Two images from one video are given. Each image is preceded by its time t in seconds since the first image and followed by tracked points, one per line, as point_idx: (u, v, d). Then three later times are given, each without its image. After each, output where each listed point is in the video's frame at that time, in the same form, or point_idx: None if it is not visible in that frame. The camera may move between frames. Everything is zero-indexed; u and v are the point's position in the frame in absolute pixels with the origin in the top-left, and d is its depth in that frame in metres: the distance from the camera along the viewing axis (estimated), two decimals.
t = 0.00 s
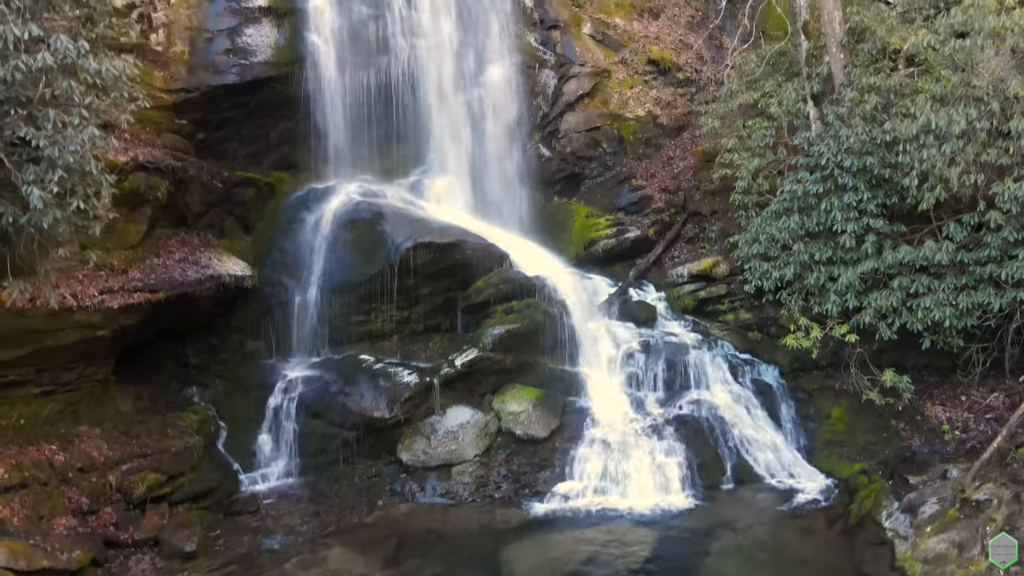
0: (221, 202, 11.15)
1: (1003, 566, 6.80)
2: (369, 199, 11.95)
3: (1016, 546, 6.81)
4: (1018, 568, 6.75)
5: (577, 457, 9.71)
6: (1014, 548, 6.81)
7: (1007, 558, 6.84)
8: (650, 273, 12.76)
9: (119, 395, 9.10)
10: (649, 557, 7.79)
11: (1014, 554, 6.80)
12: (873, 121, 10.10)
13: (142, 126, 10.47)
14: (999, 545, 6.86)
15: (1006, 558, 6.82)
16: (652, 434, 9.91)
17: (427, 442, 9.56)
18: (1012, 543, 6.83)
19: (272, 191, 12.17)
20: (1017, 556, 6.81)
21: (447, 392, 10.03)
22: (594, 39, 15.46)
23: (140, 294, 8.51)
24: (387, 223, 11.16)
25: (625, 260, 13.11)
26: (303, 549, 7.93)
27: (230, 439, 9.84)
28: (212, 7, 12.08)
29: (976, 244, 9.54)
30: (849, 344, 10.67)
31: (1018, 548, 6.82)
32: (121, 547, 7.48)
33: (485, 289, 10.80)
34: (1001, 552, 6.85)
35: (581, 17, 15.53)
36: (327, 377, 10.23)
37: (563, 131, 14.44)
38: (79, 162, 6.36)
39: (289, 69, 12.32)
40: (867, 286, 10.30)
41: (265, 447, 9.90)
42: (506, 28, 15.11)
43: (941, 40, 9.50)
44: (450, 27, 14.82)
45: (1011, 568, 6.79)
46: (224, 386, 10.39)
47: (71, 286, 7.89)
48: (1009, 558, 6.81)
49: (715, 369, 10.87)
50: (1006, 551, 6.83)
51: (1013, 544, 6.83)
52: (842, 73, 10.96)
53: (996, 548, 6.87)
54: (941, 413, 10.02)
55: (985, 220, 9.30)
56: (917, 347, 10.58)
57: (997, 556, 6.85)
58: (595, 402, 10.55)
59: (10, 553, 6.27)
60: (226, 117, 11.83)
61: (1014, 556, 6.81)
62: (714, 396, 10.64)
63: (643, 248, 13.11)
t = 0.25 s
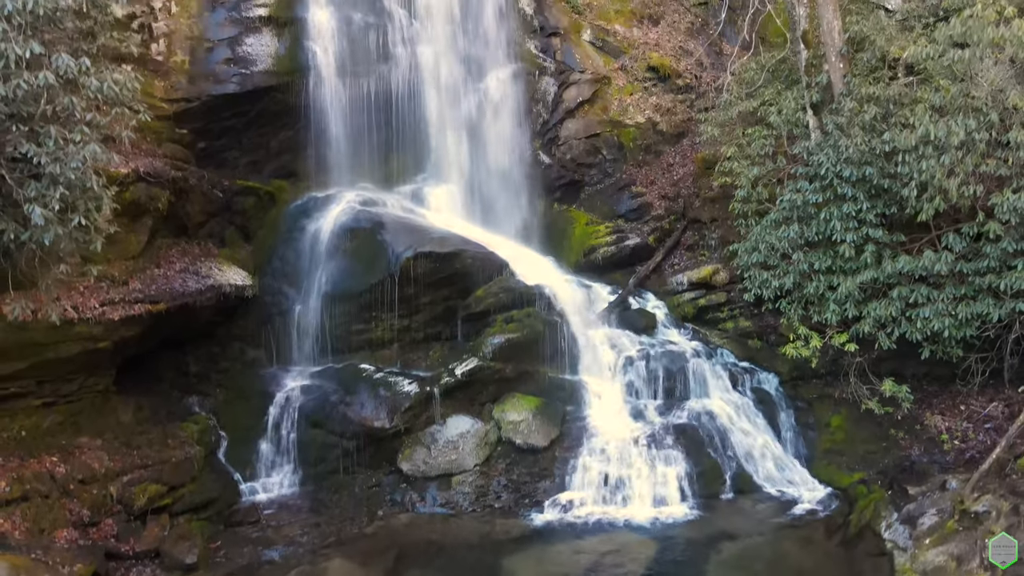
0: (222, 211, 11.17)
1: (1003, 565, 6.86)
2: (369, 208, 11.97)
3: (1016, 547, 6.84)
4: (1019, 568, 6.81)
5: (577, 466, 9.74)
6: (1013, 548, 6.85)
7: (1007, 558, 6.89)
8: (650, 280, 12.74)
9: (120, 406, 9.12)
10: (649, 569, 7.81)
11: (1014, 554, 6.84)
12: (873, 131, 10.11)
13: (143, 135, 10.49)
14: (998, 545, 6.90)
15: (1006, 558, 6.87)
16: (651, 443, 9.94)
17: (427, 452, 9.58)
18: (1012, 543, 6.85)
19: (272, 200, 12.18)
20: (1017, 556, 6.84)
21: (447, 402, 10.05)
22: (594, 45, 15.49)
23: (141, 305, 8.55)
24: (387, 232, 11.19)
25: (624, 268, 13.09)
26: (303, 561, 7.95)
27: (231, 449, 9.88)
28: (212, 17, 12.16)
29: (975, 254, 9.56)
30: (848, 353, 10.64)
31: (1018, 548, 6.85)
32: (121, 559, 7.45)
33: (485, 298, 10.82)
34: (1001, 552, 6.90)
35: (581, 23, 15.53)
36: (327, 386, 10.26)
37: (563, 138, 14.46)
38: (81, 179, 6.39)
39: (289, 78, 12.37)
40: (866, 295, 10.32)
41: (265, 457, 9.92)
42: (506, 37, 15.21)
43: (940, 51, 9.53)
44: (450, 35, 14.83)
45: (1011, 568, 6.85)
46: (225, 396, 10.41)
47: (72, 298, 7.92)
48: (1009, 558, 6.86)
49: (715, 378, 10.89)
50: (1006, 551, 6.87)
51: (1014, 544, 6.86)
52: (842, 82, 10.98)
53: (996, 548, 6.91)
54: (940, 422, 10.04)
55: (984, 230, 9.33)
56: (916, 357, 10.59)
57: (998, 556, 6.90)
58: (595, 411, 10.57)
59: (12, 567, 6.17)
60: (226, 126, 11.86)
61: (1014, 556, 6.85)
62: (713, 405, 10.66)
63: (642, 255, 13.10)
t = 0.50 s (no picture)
0: (222, 220, 11.18)
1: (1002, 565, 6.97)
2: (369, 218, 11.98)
3: (1015, 547, 6.96)
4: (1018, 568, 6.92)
5: (577, 476, 9.76)
6: (1013, 548, 6.97)
7: (1007, 559, 7.00)
8: (650, 288, 12.75)
9: (121, 416, 9.14)
10: None
11: (1013, 554, 6.96)
12: (873, 140, 10.13)
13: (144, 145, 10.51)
14: (999, 546, 6.99)
15: (1006, 558, 6.98)
16: (651, 453, 9.96)
17: (427, 462, 9.59)
18: (1013, 543, 6.96)
19: (272, 208, 12.18)
20: (1017, 556, 6.96)
21: (447, 411, 10.05)
22: (594, 52, 15.53)
23: (142, 316, 8.58)
24: (387, 242, 11.22)
25: (624, 276, 13.10)
26: (304, 572, 7.97)
27: (231, 458, 9.91)
28: (213, 27, 12.17)
29: (974, 264, 9.58)
30: (848, 363, 10.64)
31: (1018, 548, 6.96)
32: (122, 571, 7.44)
33: (485, 307, 10.83)
34: (1002, 552, 7.00)
35: (581, 30, 15.60)
36: (328, 396, 10.27)
37: (563, 146, 14.44)
38: (82, 196, 6.43)
39: (289, 87, 12.47)
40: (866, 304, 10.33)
41: (267, 466, 9.96)
42: (506, 45, 15.25)
43: (938, 62, 9.57)
44: (450, 44, 14.88)
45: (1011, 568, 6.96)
46: (225, 405, 10.42)
47: (74, 310, 7.96)
48: (1009, 559, 6.97)
49: (714, 387, 10.90)
50: (1007, 551, 6.98)
51: (1014, 544, 6.96)
52: (842, 91, 11.00)
53: (998, 549, 7.00)
54: (939, 431, 10.05)
55: (983, 241, 9.36)
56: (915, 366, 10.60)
57: (998, 557, 7.00)
58: (595, 419, 10.57)
59: None
60: (227, 135, 11.87)
61: (1014, 556, 6.96)
62: (713, 414, 10.67)
63: (642, 262, 13.10)
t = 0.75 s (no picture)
0: (223, 228, 11.21)
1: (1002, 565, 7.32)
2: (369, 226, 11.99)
3: (1016, 547, 7.31)
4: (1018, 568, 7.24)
5: (577, 485, 9.78)
6: (1013, 549, 7.31)
7: (1007, 558, 7.34)
8: (649, 295, 12.78)
9: (122, 426, 9.16)
10: None
11: (1013, 554, 7.30)
12: (872, 150, 10.17)
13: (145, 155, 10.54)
14: (999, 546, 7.35)
15: (1006, 559, 7.31)
16: (651, 463, 9.97)
17: (428, 471, 9.61)
18: (1013, 544, 7.32)
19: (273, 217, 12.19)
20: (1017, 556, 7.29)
21: (447, 420, 10.06)
22: (593, 59, 15.57)
23: (143, 327, 8.61)
24: (387, 250, 11.22)
25: (624, 283, 13.13)
26: None
27: (232, 467, 9.94)
28: (213, 36, 12.30)
29: (974, 274, 9.59)
30: (846, 372, 10.67)
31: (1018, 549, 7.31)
32: None
33: (485, 316, 10.84)
34: (1002, 552, 7.35)
35: (581, 37, 15.64)
36: (328, 405, 10.29)
37: (563, 152, 14.52)
38: (84, 213, 6.45)
39: (290, 95, 12.55)
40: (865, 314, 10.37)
41: (268, 475, 9.99)
42: (507, 52, 15.33)
43: (937, 72, 9.63)
44: (450, 51, 14.89)
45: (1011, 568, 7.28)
46: (226, 414, 10.45)
47: (75, 322, 7.99)
48: (1008, 558, 7.31)
49: (714, 395, 10.90)
50: (1007, 551, 7.32)
51: (1014, 544, 7.33)
52: (841, 100, 11.03)
53: (998, 548, 7.35)
54: (939, 441, 10.08)
55: (982, 251, 9.38)
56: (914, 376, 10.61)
57: (998, 556, 7.34)
58: (595, 428, 10.58)
59: None
60: (228, 144, 11.91)
61: (1014, 556, 7.30)
62: (713, 423, 10.69)
63: (642, 269, 13.12)
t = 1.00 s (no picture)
0: (223, 237, 11.24)
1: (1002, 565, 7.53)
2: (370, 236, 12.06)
3: (1015, 547, 7.50)
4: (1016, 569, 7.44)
5: (577, 494, 9.78)
6: (1013, 549, 7.50)
7: (1006, 558, 7.54)
8: (649, 303, 12.79)
9: (123, 437, 9.19)
10: None
11: (1013, 554, 7.49)
12: (871, 160, 10.19)
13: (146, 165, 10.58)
14: (1000, 546, 7.55)
15: (1006, 559, 7.51)
16: (651, 472, 9.97)
17: (428, 481, 9.62)
18: (1011, 544, 7.53)
19: (274, 225, 12.22)
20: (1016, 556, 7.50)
21: (448, 429, 10.06)
22: (594, 65, 15.59)
23: (144, 338, 8.65)
24: (387, 260, 11.29)
25: (624, 290, 13.12)
26: None
27: (232, 476, 9.95)
28: (213, 45, 12.30)
29: (973, 284, 9.60)
30: (846, 381, 10.67)
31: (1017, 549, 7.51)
32: None
33: (485, 325, 10.85)
34: (1002, 552, 7.54)
35: (582, 44, 15.66)
36: (329, 414, 10.31)
37: (563, 159, 14.50)
38: (85, 229, 6.58)
39: (290, 104, 12.61)
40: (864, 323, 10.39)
41: (267, 484, 9.96)
42: (506, 59, 15.36)
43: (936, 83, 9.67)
44: (450, 60, 14.94)
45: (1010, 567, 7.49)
46: (227, 423, 10.46)
47: (76, 335, 8.01)
48: (1008, 558, 7.51)
49: (714, 404, 10.90)
50: (1006, 551, 7.53)
51: (1012, 544, 7.53)
52: (841, 109, 11.05)
53: (998, 548, 7.56)
54: (938, 450, 10.10)
55: (981, 262, 9.40)
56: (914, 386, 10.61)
57: (999, 556, 7.54)
58: (596, 437, 10.58)
59: None
60: (229, 152, 11.94)
61: (1013, 556, 7.49)
62: (713, 431, 10.70)
63: (642, 277, 13.12)
